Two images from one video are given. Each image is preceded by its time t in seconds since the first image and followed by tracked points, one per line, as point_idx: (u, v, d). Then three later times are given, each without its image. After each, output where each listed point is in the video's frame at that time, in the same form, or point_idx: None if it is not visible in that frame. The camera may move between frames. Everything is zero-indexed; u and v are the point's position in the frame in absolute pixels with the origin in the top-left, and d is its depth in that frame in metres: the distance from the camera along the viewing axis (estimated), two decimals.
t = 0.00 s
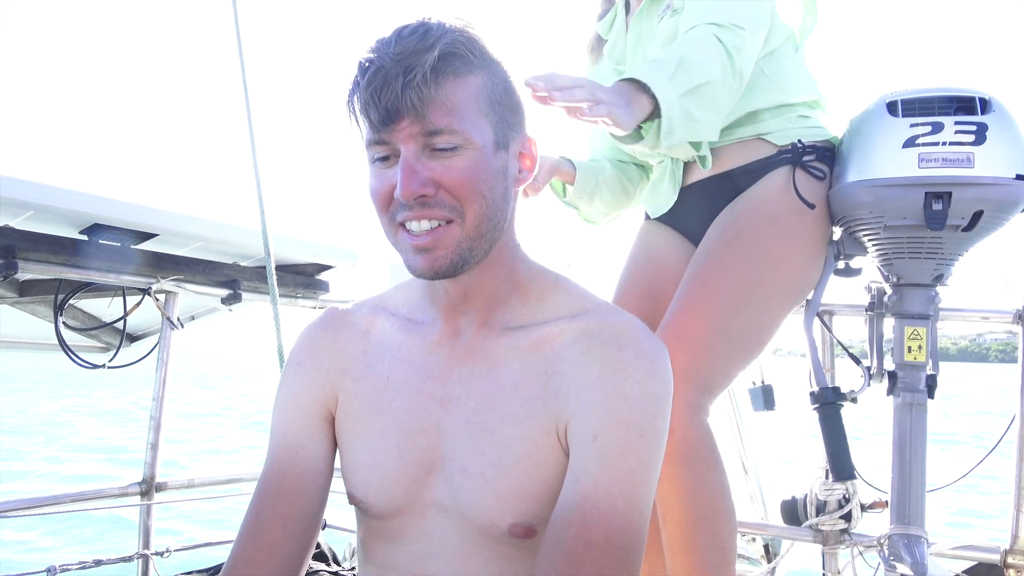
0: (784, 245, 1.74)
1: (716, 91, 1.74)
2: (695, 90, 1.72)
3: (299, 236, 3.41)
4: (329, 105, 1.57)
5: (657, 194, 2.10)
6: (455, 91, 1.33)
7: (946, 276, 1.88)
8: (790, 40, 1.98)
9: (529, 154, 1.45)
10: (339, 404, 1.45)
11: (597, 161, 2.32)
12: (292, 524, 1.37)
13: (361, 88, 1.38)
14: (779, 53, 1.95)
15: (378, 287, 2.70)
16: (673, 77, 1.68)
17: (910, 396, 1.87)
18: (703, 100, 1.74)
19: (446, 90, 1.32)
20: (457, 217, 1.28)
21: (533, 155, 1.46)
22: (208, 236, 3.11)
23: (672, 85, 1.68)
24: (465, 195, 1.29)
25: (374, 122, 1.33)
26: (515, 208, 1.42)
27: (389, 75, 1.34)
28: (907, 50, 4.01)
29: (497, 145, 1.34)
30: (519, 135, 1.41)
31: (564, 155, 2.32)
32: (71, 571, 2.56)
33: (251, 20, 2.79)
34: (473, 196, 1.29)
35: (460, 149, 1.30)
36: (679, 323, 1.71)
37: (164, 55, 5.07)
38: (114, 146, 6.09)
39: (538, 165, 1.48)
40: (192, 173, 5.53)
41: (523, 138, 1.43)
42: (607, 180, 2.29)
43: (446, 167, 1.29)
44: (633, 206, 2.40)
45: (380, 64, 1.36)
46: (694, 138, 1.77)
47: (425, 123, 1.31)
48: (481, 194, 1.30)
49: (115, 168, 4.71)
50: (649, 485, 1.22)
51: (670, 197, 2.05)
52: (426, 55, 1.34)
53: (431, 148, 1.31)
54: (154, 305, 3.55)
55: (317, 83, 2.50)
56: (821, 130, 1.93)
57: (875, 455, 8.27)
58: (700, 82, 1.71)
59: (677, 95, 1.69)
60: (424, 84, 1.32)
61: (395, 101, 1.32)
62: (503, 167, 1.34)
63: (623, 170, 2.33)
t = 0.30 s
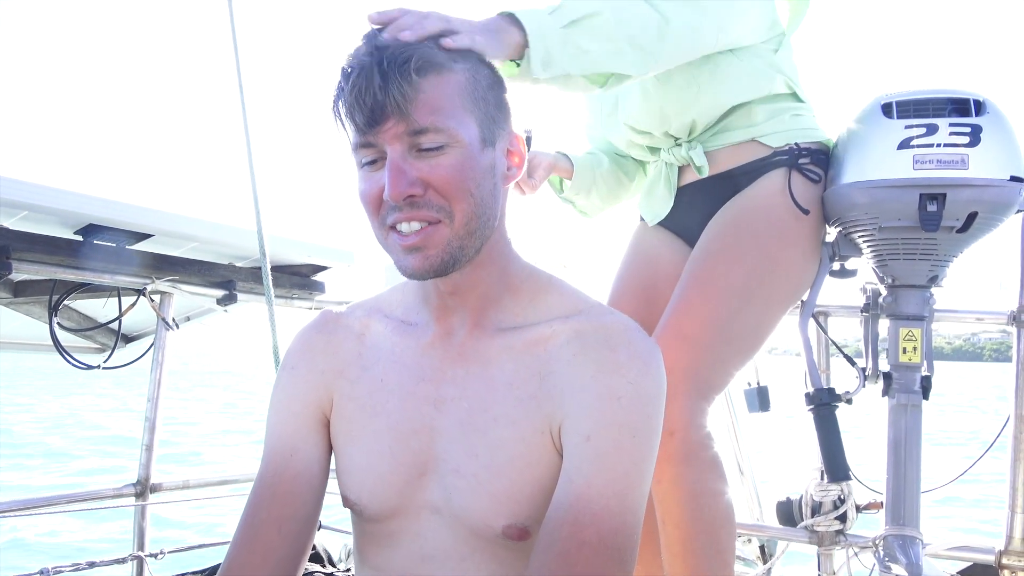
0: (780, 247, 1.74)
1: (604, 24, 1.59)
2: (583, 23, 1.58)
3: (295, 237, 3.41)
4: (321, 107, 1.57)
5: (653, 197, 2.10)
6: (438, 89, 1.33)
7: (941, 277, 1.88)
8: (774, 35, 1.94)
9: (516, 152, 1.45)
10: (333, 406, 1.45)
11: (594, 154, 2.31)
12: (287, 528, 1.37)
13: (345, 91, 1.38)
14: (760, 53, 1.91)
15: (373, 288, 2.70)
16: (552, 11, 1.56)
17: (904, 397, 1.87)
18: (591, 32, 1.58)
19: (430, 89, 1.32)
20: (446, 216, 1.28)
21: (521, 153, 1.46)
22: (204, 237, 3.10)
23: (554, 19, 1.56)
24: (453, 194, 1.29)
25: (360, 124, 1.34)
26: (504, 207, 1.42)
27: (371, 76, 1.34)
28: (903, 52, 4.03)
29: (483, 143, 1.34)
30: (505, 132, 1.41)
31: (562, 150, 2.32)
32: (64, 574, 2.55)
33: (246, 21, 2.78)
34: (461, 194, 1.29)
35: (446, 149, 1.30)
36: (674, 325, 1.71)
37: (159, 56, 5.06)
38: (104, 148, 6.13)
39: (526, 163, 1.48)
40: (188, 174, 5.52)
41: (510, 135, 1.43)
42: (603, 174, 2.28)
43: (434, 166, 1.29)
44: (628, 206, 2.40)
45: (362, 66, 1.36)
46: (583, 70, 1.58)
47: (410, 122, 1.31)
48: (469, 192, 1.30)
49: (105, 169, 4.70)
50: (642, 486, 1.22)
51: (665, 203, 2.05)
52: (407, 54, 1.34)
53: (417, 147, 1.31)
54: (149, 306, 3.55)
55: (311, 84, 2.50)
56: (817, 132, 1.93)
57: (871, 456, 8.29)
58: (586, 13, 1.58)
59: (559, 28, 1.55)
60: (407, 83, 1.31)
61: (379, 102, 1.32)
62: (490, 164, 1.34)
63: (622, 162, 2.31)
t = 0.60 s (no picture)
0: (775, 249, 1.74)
1: (567, 99, 1.76)
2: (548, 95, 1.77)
3: (290, 237, 3.41)
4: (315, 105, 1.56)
5: (649, 195, 2.11)
6: (424, 90, 1.32)
7: (938, 279, 1.88)
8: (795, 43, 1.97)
9: (505, 152, 1.44)
10: (326, 408, 1.44)
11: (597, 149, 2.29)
12: (281, 530, 1.36)
13: (333, 93, 1.38)
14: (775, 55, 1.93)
15: (368, 288, 2.70)
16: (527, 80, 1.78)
17: (900, 399, 1.87)
18: (553, 104, 1.78)
19: (418, 90, 1.32)
20: (435, 216, 1.27)
21: (509, 153, 1.45)
22: (199, 237, 3.09)
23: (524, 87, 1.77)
24: (441, 193, 1.28)
25: (349, 125, 1.33)
26: (494, 207, 1.41)
27: (357, 77, 1.34)
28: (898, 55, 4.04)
29: (471, 143, 1.33)
30: (493, 132, 1.40)
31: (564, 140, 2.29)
32: None
33: (242, 21, 2.77)
34: (450, 194, 1.28)
35: (434, 148, 1.30)
36: (668, 325, 1.70)
37: (153, 56, 5.06)
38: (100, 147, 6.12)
39: (515, 163, 1.47)
40: (184, 174, 5.51)
41: (498, 135, 1.43)
42: (602, 166, 2.27)
43: (422, 165, 1.29)
44: (624, 207, 2.40)
45: (350, 67, 1.36)
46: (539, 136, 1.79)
47: (398, 122, 1.30)
48: (457, 191, 1.29)
49: (101, 168, 4.69)
50: (634, 486, 1.21)
51: (659, 203, 2.06)
52: (393, 55, 1.33)
53: (406, 147, 1.30)
54: (144, 305, 3.54)
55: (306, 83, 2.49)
56: (815, 133, 1.93)
57: (867, 458, 8.30)
58: (550, 86, 1.76)
59: (526, 97, 1.77)
60: (393, 84, 1.31)
61: (367, 102, 1.31)
62: (478, 164, 1.33)
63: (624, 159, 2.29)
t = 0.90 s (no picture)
0: (774, 249, 1.74)
1: (714, 162, 1.74)
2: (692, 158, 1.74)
3: (287, 235, 3.40)
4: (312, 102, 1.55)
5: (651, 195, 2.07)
6: (419, 83, 1.32)
7: (935, 280, 1.88)
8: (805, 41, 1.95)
9: (498, 148, 1.44)
10: (324, 407, 1.43)
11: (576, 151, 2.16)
12: (277, 529, 1.35)
13: (328, 90, 1.37)
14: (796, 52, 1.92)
15: (365, 286, 2.69)
16: (664, 149, 1.72)
17: (897, 399, 1.87)
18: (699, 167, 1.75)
19: (414, 83, 1.32)
20: (433, 209, 1.26)
21: (503, 149, 1.44)
22: (195, 235, 3.09)
23: (663, 156, 1.73)
24: (438, 186, 1.27)
25: (345, 119, 1.33)
26: (490, 202, 1.40)
27: (353, 72, 1.34)
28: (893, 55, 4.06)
29: (467, 136, 1.33)
30: (487, 127, 1.40)
31: (539, 144, 2.11)
32: None
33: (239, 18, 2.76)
34: (447, 186, 1.28)
35: (431, 141, 1.29)
36: (666, 326, 1.70)
37: (149, 54, 5.05)
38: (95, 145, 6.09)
39: (508, 160, 1.47)
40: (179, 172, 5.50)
41: (491, 131, 1.42)
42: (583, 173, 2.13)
43: (419, 158, 1.28)
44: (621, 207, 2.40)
45: (344, 63, 1.36)
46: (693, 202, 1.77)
47: (395, 115, 1.30)
48: (454, 184, 1.28)
49: (96, 166, 4.67)
50: (633, 485, 1.21)
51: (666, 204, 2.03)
52: (388, 49, 1.33)
53: (403, 141, 1.30)
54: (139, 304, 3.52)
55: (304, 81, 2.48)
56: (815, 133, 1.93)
57: (862, 457, 8.33)
58: (693, 154, 1.73)
59: (667, 167, 1.72)
60: (389, 77, 1.31)
61: (363, 96, 1.31)
62: (473, 157, 1.33)
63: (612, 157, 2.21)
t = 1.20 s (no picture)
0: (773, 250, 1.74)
1: (728, 175, 1.71)
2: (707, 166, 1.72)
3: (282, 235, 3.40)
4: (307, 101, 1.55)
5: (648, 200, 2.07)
6: (412, 82, 1.32)
7: (929, 279, 1.89)
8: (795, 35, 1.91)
9: (488, 149, 1.44)
10: (318, 408, 1.44)
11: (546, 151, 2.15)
12: (273, 529, 1.35)
13: (320, 90, 1.37)
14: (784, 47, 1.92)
15: (361, 286, 2.69)
16: (680, 154, 1.72)
17: (892, 398, 1.88)
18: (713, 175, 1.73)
19: (407, 83, 1.32)
20: (427, 209, 1.26)
21: (493, 150, 1.45)
22: (190, 234, 3.08)
23: (677, 162, 1.72)
24: (432, 186, 1.27)
25: (338, 119, 1.32)
26: (481, 203, 1.40)
27: (345, 72, 1.33)
28: (885, 54, 4.08)
29: (459, 136, 1.33)
30: (478, 127, 1.40)
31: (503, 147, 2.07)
32: None
33: (233, 17, 2.76)
34: (441, 186, 1.28)
35: (424, 141, 1.30)
36: (666, 328, 1.70)
37: (144, 53, 5.04)
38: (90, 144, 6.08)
39: (498, 160, 1.47)
40: (174, 171, 5.50)
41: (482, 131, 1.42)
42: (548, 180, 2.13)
43: (413, 158, 1.28)
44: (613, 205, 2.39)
45: (337, 63, 1.35)
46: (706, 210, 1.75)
47: (389, 116, 1.30)
48: (448, 184, 1.29)
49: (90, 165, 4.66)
50: (626, 482, 1.21)
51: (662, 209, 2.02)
52: (380, 49, 1.33)
53: (396, 141, 1.30)
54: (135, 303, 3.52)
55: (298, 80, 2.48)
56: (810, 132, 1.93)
57: (857, 455, 8.35)
58: (709, 162, 1.71)
59: (680, 173, 1.72)
60: (382, 77, 1.31)
61: (356, 96, 1.31)
62: (466, 157, 1.33)
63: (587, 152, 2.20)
